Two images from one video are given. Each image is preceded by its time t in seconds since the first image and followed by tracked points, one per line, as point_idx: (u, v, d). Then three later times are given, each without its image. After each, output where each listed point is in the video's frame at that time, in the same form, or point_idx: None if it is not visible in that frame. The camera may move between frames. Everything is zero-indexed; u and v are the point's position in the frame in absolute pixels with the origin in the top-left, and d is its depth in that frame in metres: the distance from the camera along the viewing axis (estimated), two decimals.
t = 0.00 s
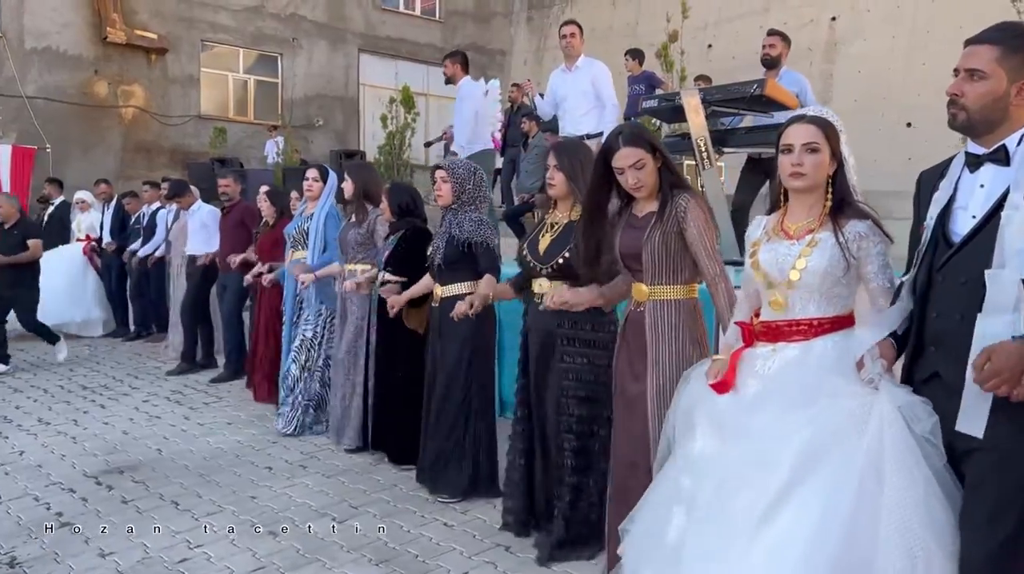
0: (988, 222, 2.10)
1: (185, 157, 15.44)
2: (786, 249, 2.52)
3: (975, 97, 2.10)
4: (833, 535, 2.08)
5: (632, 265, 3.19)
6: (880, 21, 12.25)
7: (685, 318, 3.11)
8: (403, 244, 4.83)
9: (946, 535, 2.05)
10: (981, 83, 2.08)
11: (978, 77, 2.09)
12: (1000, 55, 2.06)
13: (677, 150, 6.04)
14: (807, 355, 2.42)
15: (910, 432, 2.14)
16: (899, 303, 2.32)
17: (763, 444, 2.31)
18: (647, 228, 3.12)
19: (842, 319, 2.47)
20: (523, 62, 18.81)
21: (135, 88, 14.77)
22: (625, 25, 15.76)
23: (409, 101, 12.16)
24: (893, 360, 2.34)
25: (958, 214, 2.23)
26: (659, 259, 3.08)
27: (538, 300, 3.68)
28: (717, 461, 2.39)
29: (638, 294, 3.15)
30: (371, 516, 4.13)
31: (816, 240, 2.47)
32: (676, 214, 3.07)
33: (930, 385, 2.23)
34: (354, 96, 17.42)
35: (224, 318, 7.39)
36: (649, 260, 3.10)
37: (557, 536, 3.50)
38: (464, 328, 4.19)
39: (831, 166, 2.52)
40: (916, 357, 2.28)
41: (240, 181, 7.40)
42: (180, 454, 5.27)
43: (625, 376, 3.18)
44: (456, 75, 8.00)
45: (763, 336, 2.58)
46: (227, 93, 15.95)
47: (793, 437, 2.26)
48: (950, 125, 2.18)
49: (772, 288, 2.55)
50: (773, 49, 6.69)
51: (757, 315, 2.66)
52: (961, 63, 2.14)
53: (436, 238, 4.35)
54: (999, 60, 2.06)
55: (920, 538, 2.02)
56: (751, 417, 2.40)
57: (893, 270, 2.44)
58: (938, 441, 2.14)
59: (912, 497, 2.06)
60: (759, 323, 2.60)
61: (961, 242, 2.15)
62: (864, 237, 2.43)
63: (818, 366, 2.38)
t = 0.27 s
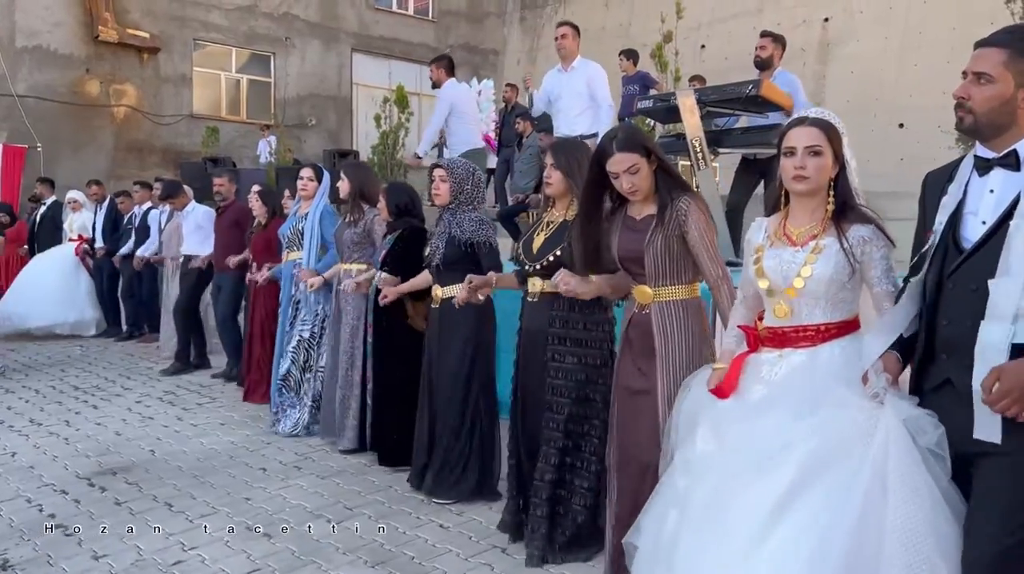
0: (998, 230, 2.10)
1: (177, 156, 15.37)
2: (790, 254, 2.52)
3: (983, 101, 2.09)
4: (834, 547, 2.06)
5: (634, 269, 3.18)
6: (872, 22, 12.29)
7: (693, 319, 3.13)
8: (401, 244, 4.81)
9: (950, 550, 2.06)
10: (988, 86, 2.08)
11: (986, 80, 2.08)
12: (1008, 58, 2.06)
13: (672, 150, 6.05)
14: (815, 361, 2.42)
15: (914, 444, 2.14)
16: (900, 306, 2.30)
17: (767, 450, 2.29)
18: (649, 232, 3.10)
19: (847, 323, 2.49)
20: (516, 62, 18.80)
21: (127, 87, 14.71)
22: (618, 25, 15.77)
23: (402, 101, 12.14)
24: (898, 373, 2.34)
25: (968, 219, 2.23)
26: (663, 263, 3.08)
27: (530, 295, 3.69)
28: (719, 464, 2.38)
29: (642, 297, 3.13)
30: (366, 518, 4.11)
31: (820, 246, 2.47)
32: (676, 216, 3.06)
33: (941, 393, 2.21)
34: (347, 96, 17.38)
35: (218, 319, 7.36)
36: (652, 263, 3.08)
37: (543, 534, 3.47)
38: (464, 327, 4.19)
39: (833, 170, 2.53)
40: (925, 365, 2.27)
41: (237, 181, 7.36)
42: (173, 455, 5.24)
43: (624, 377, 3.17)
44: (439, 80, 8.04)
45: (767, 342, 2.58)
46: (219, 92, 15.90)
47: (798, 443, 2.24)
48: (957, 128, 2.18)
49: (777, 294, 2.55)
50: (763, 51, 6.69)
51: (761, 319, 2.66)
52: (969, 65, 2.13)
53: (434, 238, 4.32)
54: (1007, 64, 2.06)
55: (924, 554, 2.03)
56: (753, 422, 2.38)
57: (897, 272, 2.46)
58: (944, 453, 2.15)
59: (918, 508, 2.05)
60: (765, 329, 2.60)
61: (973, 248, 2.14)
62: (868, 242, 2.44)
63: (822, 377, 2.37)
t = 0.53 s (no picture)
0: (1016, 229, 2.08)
1: (169, 155, 15.31)
2: (794, 252, 2.50)
3: (997, 96, 2.09)
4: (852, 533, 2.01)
5: (640, 270, 3.13)
6: (865, 23, 12.32)
7: (704, 322, 3.06)
8: (402, 243, 4.80)
9: (974, 534, 1.98)
10: (1003, 81, 2.08)
11: (1001, 75, 2.08)
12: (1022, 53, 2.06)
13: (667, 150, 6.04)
14: (821, 360, 2.39)
15: (933, 428, 2.08)
16: (909, 298, 2.28)
17: (782, 439, 2.25)
18: (653, 230, 3.08)
19: (854, 320, 2.46)
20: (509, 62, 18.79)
21: (119, 86, 14.65)
22: (612, 25, 15.77)
23: (396, 100, 12.11)
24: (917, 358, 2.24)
25: (984, 216, 2.20)
26: (672, 260, 3.04)
27: (536, 298, 3.65)
28: (732, 456, 2.33)
29: (653, 298, 3.07)
30: (361, 519, 4.10)
31: (824, 244, 2.45)
32: (681, 211, 3.04)
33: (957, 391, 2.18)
34: (340, 95, 17.35)
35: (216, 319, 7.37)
36: (661, 260, 3.05)
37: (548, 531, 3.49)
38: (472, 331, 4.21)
39: (838, 168, 2.50)
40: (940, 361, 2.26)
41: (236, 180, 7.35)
42: (167, 455, 5.22)
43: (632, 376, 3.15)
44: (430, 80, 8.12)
45: (774, 342, 2.55)
46: (212, 91, 15.86)
47: (814, 431, 2.19)
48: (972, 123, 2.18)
49: (781, 292, 2.52)
50: (756, 52, 6.70)
51: (765, 319, 2.64)
52: (983, 61, 2.13)
53: (436, 237, 4.29)
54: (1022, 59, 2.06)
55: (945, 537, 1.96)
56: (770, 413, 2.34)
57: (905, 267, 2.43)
58: (965, 440, 2.08)
59: (939, 493, 1.98)
60: (769, 328, 2.57)
61: (990, 248, 2.11)
62: (873, 239, 2.42)
63: (834, 370, 2.34)
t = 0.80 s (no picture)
0: None
1: (163, 153, 15.26)
2: (825, 256, 2.42)
3: None
4: (890, 544, 1.95)
5: (661, 274, 3.08)
6: (860, 23, 12.34)
7: (728, 320, 3.01)
8: (412, 241, 4.78)
9: (1007, 552, 1.96)
10: None
11: None
12: None
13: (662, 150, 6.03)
14: (853, 369, 2.33)
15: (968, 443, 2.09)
16: (936, 313, 2.29)
17: (809, 457, 2.20)
18: (673, 233, 3.03)
19: (884, 328, 2.40)
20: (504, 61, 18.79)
21: (113, 83, 14.59)
22: (607, 25, 15.77)
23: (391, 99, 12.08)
24: (947, 366, 2.31)
25: None
26: (694, 264, 2.99)
27: (541, 300, 3.65)
28: (757, 476, 2.27)
29: (676, 303, 3.02)
30: (355, 519, 4.09)
31: (857, 248, 2.38)
32: (700, 213, 2.99)
33: (1003, 401, 2.22)
34: (335, 93, 17.31)
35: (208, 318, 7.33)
36: (682, 265, 3.00)
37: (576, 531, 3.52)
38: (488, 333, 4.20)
39: (867, 169, 2.43)
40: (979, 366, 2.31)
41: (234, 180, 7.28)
42: (160, 454, 5.20)
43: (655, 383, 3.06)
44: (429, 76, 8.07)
45: (802, 348, 2.48)
46: (206, 89, 15.81)
47: (842, 448, 2.15)
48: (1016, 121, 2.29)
49: (812, 299, 2.44)
50: (754, 55, 6.70)
51: (790, 325, 2.59)
52: None
53: (450, 238, 4.24)
54: None
55: (982, 551, 1.93)
56: (793, 430, 2.29)
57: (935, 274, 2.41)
58: (997, 454, 2.10)
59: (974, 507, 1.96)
60: (796, 335, 2.50)
61: None
62: (906, 242, 2.36)
63: (864, 378, 2.30)
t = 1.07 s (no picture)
0: None
1: (158, 150, 15.21)
2: (861, 258, 2.40)
3: None
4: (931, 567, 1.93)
5: (688, 273, 3.08)
6: (856, 22, 12.35)
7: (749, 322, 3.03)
8: (426, 237, 4.70)
9: None
10: None
11: None
12: None
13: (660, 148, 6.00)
14: (889, 375, 2.32)
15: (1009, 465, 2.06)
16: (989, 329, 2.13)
17: (844, 462, 2.17)
18: (703, 230, 3.03)
19: (916, 333, 2.39)
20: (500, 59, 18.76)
21: (107, 79, 14.54)
22: (603, 22, 15.75)
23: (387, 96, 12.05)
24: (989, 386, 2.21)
25: None
26: (721, 262, 3.00)
27: (554, 300, 3.61)
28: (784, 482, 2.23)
29: (701, 304, 3.02)
30: (351, 517, 4.08)
31: (895, 250, 2.36)
32: (731, 211, 3.00)
33: None
34: (331, 90, 17.27)
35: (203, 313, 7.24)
36: (713, 263, 3.01)
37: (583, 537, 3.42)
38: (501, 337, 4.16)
39: (902, 166, 2.42)
40: None
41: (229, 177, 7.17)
42: (155, 452, 5.18)
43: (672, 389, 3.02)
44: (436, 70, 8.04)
45: (829, 352, 2.46)
46: (202, 85, 15.76)
47: (879, 457, 2.13)
48: None
49: (850, 303, 2.42)
50: (757, 60, 6.69)
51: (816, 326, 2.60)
52: None
53: (469, 237, 4.18)
54: None
55: None
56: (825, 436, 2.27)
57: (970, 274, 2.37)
58: None
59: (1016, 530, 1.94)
60: (826, 339, 2.47)
61: None
62: (945, 245, 2.35)
63: (897, 392, 2.27)
